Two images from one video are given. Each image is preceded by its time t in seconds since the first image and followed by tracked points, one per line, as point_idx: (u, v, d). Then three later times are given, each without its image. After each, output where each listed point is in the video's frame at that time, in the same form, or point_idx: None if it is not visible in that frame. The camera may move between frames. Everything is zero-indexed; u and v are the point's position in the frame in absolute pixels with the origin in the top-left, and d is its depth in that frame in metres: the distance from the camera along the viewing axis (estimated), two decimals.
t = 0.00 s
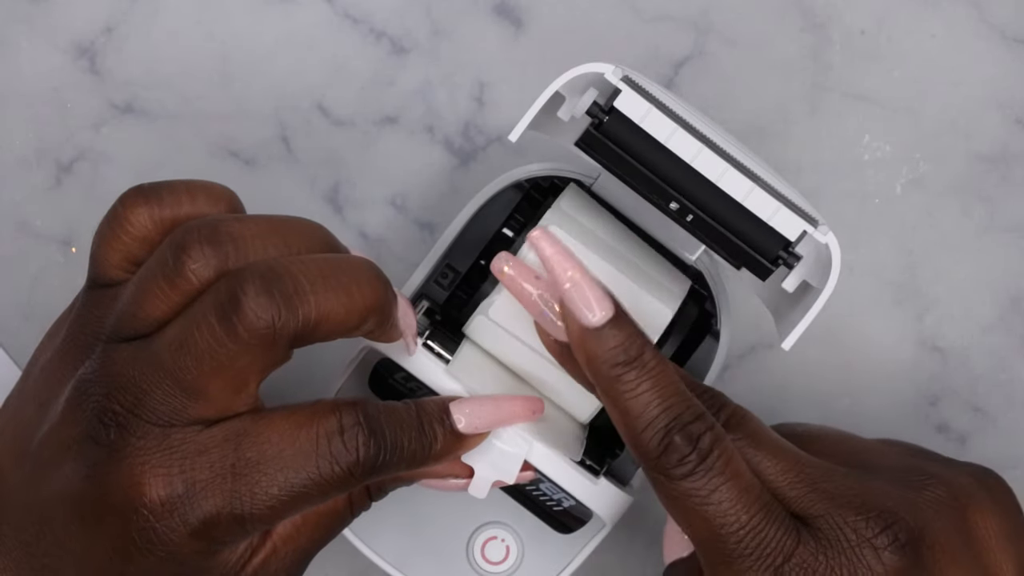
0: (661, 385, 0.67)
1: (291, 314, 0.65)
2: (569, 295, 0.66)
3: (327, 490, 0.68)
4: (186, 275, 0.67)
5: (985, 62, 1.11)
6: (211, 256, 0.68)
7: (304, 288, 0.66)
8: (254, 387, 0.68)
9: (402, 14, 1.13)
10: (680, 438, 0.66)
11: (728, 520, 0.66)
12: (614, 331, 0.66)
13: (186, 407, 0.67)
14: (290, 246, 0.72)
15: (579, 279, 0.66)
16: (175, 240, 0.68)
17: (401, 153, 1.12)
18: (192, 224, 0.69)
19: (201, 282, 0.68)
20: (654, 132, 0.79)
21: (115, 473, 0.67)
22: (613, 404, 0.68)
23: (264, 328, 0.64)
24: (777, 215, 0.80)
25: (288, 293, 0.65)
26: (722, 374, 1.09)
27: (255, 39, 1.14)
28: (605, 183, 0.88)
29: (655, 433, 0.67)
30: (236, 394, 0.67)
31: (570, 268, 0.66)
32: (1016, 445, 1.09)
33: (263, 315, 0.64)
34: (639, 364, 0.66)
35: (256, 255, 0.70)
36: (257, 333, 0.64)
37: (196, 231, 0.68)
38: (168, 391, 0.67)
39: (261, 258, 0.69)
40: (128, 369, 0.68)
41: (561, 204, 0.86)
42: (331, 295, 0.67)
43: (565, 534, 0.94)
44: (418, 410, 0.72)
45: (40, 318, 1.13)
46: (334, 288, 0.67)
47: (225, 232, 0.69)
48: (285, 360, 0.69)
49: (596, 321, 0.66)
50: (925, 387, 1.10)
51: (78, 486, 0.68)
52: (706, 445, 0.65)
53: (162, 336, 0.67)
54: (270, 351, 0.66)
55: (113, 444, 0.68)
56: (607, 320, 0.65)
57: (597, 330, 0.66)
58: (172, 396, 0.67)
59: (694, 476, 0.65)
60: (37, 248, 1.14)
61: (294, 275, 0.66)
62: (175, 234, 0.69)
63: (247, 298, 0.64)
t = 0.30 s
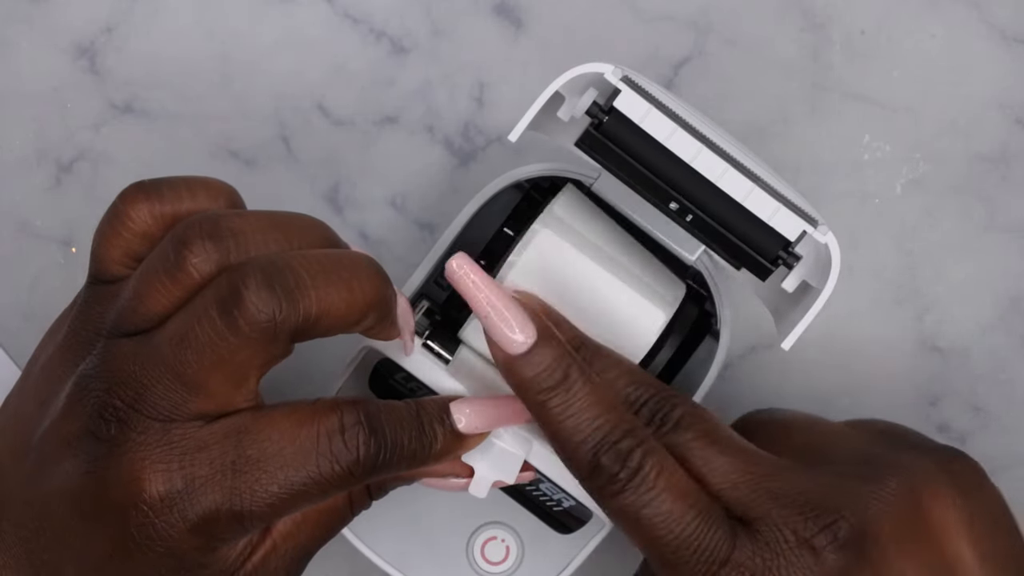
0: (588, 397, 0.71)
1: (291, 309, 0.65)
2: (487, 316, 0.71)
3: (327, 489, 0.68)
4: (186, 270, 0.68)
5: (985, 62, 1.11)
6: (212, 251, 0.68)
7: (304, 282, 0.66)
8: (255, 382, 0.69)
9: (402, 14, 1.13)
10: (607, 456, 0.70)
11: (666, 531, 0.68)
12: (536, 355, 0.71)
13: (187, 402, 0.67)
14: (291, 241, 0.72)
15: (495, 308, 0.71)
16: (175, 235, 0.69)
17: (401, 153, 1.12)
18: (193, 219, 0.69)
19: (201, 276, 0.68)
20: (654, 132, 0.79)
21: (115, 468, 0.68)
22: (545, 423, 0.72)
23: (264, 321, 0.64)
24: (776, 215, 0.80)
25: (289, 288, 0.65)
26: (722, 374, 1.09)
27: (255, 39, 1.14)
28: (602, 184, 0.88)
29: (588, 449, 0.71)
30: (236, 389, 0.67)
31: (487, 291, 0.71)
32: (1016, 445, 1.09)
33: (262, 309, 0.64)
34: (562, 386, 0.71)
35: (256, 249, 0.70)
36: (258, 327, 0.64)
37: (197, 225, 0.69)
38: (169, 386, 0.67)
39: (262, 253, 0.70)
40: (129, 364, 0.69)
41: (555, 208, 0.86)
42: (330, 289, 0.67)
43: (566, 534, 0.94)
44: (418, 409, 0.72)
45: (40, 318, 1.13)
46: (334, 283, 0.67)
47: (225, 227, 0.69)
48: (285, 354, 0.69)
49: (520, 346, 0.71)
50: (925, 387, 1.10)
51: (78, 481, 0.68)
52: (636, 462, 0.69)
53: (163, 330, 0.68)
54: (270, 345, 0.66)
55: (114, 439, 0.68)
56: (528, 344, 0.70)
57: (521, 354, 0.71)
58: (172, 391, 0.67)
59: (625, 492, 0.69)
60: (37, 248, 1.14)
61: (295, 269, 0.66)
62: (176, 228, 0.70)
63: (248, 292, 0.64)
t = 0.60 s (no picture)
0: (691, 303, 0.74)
1: (290, 306, 0.65)
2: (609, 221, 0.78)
3: (327, 488, 0.68)
4: (185, 267, 0.67)
5: (985, 63, 1.11)
6: (211, 248, 0.68)
7: (304, 279, 0.66)
8: (254, 380, 0.69)
9: (402, 14, 1.13)
10: (725, 356, 0.71)
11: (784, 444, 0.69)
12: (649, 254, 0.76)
13: (187, 400, 0.67)
14: (291, 239, 0.72)
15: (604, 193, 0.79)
16: (174, 232, 0.69)
17: (401, 153, 1.12)
18: (192, 217, 0.69)
19: (201, 274, 0.68)
20: (654, 132, 0.79)
21: (115, 467, 0.68)
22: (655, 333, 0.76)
23: (264, 319, 0.64)
24: (776, 215, 0.80)
25: (288, 285, 0.65)
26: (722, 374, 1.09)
27: (255, 39, 1.14)
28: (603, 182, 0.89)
29: (705, 357, 0.72)
30: (236, 387, 0.67)
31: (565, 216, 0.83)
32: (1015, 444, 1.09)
33: (262, 306, 0.64)
34: (681, 288, 0.74)
35: (255, 246, 0.70)
36: (257, 324, 0.64)
37: (196, 224, 0.69)
38: (169, 384, 0.67)
39: (261, 251, 0.70)
40: (129, 362, 0.69)
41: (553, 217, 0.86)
42: (330, 287, 0.67)
43: (566, 534, 0.94)
44: (419, 410, 0.72)
45: (40, 318, 1.13)
46: (334, 280, 0.67)
47: (225, 225, 0.69)
48: (284, 352, 0.69)
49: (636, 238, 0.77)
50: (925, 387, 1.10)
51: (78, 480, 0.68)
52: (727, 371, 0.70)
53: (163, 328, 0.68)
54: (270, 343, 0.66)
55: (114, 438, 0.68)
56: (645, 242, 0.77)
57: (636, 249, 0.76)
58: (172, 389, 0.67)
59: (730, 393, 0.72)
60: (37, 247, 1.14)
61: (294, 266, 0.66)
62: (175, 226, 0.70)
63: (247, 289, 0.64)
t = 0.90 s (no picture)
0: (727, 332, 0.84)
1: (291, 300, 0.65)
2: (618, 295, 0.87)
3: (328, 485, 0.68)
4: (186, 262, 0.68)
5: (985, 62, 1.11)
6: (211, 243, 0.68)
7: (305, 274, 0.66)
8: (254, 375, 0.69)
9: (402, 14, 1.13)
10: (776, 362, 0.82)
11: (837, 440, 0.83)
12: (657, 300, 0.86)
13: (187, 395, 0.67)
14: (292, 234, 0.72)
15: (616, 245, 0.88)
16: (174, 228, 0.69)
17: (401, 153, 1.12)
18: (193, 213, 0.69)
19: (201, 269, 0.68)
20: (657, 130, 0.79)
21: (115, 463, 0.68)
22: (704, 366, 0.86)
23: (264, 314, 0.65)
24: (779, 213, 0.80)
25: (289, 279, 0.65)
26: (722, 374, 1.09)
27: (255, 39, 1.14)
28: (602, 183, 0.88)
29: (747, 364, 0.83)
30: (236, 382, 0.68)
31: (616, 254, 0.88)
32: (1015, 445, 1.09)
33: (263, 300, 0.64)
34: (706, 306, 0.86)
35: (256, 242, 0.70)
36: (258, 318, 0.64)
37: (197, 219, 0.69)
38: (170, 379, 0.67)
39: (261, 246, 0.70)
40: (129, 358, 0.68)
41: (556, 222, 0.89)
42: (331, 282, 0.67)
43: (566, 534, 0.94)
44: (419, 407, 0.72)
45: (40, 317, 1.13)
46: (334, 275, 0.67)
47: (225, 220, 0.69)
48: (285, 347, 0.69)
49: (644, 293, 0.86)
50: (925, 388, 1.10)
51: (78, 477, 0.68)
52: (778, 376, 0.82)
53: (163, 323, 0.68)
54: (270, 338, 0.66)
55: (114, 434, 0.68)
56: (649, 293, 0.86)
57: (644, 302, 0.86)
58: (173, 384, 0.67)
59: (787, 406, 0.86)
60: (37, 247, 1.14)
61: (295, 261, 0.66)
62: (175, 221, 0.70)
63: (248, 283, 0.64)
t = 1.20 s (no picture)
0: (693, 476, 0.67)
1: (290, 302, 0.65)
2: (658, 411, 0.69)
3: (327, 487, 0.68)
4: (184, 265, 0.68)
5: (985, 62, 1.11)
6: (209, 245, 0.68)
7: (303, 276, 0.66)
8: (253, 377, 0.69)
9: (402, 14, 1.13)
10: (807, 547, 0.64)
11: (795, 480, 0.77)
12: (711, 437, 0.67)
13: (186, 398, 0.67)
14: (291, 236, 0.72)
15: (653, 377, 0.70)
16: (172, 231, 0.68)
17: (401, 154, 1.12)
18: (191, 215, 0.69)
19: (200, 271, 0.68)
20: (655, 133, 0.79)
21: (114, 466, 0.68)
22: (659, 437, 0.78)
23: (263, 316, 0.64)
24: (777, 215, 0.80)
25: (287, 281, 0.65)
26: (722, 375, 1.09)
27: (255, 39, 1.14)
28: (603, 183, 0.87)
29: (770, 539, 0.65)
30: (235, 385, 0.68)
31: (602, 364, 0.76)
32: (1014, 445, 1.10)
33: (261, 302, 0.64)
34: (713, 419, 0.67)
35: (254, 244, 0.70)
36: (256, 320, 0.64)
37: (195, 221, 0.69)
38: (168, 382, 0.67)
39: (260, 248, 0.70)
40: (127, 361, 0.68)
41: (565, 216, 0.87)
42: (330, 285, 0.67)
43: (566, 534, 0.94)
44: (419, 409, 0.72)
45: (41, 317, 1.13)
46: (333, 277, 0.67)
47: (223, 223, 0.69)
48: (284, 348, 0.69)
49: (692, 428, 0.67)
50: (925, 387, 1.10)
51: (77, 480, 0.68)
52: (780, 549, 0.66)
53: (161, 326, 0.68)
54: (269, 340, 0.66)
55: (113, 437, 0.68)
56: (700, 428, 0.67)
57: (697, 439, 0.67)
58: (171, 386, 0.67)
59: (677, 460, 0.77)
60: (37, 247, 1.14)
61: (293, 263, 0.66)
62: (173, 224, 0.70)
63: (246, 285, 0.64)
